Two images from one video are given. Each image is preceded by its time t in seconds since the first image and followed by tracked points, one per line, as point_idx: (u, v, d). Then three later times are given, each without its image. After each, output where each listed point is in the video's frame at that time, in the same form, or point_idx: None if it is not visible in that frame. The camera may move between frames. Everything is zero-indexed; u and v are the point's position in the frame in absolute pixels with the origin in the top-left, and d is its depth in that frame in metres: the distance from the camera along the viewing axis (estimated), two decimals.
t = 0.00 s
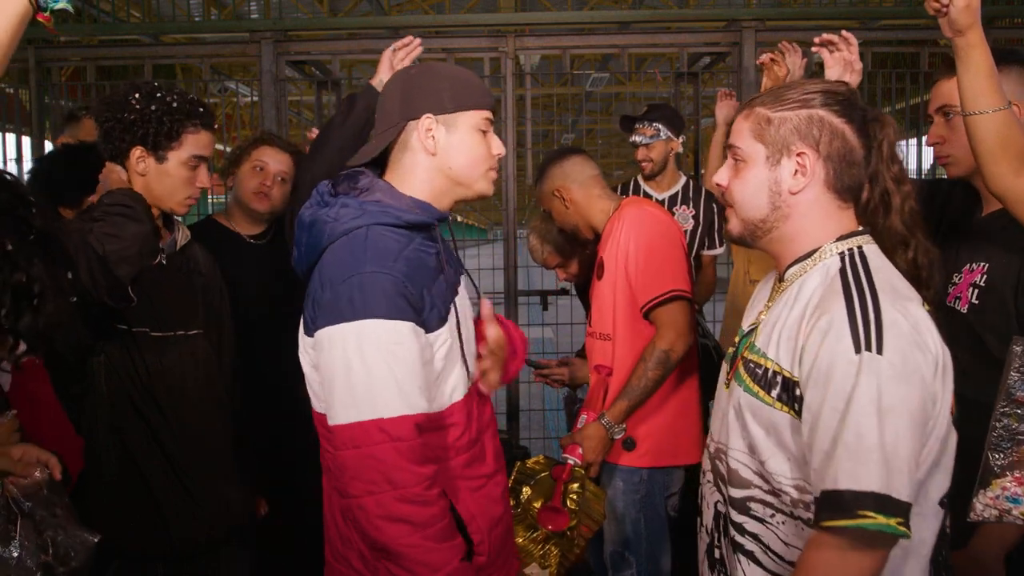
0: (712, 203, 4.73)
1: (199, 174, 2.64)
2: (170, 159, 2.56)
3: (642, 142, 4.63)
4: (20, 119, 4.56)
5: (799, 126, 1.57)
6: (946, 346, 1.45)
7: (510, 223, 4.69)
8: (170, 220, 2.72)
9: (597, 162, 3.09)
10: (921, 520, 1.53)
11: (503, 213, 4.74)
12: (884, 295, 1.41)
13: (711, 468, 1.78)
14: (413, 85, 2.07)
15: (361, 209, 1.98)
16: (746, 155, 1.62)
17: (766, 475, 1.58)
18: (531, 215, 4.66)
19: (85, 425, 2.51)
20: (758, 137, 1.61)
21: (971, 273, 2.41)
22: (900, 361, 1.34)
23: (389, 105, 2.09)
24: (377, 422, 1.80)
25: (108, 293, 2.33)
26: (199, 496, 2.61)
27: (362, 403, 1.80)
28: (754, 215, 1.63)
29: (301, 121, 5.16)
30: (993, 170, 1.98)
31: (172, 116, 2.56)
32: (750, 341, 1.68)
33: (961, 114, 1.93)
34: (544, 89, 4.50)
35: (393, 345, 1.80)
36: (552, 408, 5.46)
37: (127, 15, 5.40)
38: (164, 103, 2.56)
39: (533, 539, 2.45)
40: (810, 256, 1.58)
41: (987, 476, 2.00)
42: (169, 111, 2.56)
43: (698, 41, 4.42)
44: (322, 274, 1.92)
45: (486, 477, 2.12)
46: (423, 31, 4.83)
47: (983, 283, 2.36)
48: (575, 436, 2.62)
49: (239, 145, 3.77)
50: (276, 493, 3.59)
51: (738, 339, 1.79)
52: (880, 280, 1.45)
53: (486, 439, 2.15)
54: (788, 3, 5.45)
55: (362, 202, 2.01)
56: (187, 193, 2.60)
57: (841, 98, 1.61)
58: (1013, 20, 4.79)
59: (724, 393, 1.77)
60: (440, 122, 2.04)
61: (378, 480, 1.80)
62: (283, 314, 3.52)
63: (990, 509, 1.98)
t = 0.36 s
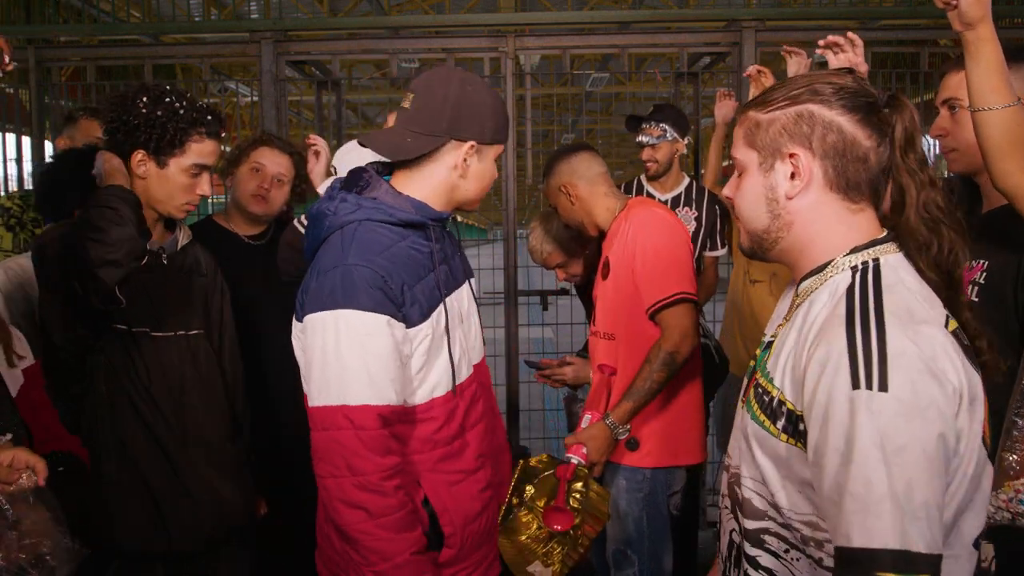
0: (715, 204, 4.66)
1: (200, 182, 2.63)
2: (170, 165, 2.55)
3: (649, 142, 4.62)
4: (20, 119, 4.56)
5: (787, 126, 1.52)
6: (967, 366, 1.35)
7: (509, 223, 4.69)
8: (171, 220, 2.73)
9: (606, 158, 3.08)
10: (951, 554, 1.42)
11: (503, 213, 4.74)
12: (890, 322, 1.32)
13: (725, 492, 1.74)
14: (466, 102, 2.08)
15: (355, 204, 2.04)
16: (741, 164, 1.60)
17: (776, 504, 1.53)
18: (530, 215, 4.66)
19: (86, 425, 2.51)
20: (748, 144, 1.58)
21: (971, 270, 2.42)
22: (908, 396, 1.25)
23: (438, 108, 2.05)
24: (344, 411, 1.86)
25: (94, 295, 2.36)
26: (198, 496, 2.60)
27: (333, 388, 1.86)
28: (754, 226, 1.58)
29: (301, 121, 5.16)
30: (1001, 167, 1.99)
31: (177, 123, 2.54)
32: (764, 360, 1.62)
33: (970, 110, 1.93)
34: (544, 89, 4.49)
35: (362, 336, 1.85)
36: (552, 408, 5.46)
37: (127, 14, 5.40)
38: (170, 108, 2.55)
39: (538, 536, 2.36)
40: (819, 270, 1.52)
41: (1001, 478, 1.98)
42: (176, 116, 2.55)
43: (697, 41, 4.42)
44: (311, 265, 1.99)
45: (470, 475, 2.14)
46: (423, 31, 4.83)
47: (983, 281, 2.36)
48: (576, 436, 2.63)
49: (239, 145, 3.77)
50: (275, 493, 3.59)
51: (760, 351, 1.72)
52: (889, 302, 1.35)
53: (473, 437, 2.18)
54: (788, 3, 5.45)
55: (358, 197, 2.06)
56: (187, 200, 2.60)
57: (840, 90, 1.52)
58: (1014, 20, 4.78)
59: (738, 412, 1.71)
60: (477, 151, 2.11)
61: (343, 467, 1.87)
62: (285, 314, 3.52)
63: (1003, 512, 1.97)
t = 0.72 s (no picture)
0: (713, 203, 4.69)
1: (205, 182, 2.62)
2: (176, 165, 2.55)
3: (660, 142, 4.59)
4: (19, 119, 4.56)
5: (757, 133, 1.55)
6: (930, 372, 1.36)
7: (509, 223, 4.69)
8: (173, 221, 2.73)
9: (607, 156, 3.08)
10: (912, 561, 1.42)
11: (503, 213, 4.75)
12: (844, 325, 1.34)
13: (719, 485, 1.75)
14: (479, 112, 2.11)
15: (379, 202, 1.98)
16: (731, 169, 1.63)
17: (747, 496, 1.57)
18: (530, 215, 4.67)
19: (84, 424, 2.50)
20: (731, 152, 1.62)
21: (971, 269, 2.41)
22: (850, 399, 1.29)
23: (455, 116, 2.07)
24: (400, 402, 1.81)
25: (96, 297, 2.33)
26: (196, 494, 2.60)
27: (389, 383, 1.82)
28: (742, 231, 1.59)
29: (301, 121, 5.16)
30: (998, 168, 1.98)
31: (182, 123, 2.54)
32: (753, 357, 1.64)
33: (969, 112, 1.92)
34: (545, 89, 4.49)
35: (415, 331, 1.83)
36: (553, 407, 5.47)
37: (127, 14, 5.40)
38: (175, 108, 2.54)
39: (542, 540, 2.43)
40: (803, 271, 1.53)
41: (1006, 482, 1.87)
42: (180, 115, 2.55)
43: (697, 41, 4.42)
44: (343, 262, 1.92)
45: (480, 468, 2.14)
46: (423, 31, 4.83)
47: (984, 280, 2.36)
48: (582, 436, 2.64)
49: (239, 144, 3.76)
50: (275, 493, 3.59)
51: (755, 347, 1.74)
52: (852, 306, 1.37)
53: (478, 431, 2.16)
54: (788, 3, 5.45)
55: (380, 195, 2.01)
56: (193, 199, 2.60)
57: (821, 91, 1.52)
58: (1013, 20, 4.78)
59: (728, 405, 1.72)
60: (485, 160, 2.15)
61: (393, 458, 1.81)
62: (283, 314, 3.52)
63: (1007, 516, 1.83)
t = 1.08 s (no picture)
0: (712, 203, 4.69)
1: (207, 181, 2.63)
2: (177, 166, 2.55)
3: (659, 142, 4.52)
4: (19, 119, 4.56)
5: (751, 136, 1.63)
6: (889, 354, 1.44)
7: (510, 223, 4.71)
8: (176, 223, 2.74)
9: (598, 157, 3.08)
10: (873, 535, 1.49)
11: (503, 213, 4.75)
12: (806, 304, 1.46)
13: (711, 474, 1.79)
14: (459, 113, 2.11)
15: (379, 202, 1.97)
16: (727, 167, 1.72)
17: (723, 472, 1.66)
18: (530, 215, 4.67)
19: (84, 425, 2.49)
20: (729, 153, 1.71)
21: (971, 270, 2.37)
22: (803, 369, 1.40)
23: (438, 117, 2.06)
24: (430, 391, 1.80)
25: (99, 288, 2.32)
26: (195, 493, 2.60)
27: (422, 372, 1.80)
28: (738, 224, 1.69)
29: (301, 121, 5.16)
30: (993, 171, 1.94)
31: (182, 124, 2.54)
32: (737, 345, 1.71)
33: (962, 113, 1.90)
34: (545, 89, 4.49)
35: (433, 320, 1.84)
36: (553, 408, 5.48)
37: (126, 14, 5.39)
38: (175, 108, 2.54)
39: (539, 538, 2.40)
40: (785, 262, 1.62)
41: (1003, 484, 1.86)
42: (180, 115, 2.54)
43: (697, 41, 4.43)
44: (350, 263, 1.89)
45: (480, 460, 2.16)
46: (423, 31, 4.83)
47: (984, 281, 2.31)
48: (578, 435, 2.64)
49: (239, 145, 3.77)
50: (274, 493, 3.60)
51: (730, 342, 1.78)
52: (816, 287, 1.48)
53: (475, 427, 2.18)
54: (788, 3, 5.44)
55: (376, 194, 2.00)
56: (195, 199, 2.60)
57: (809, 97, 1.59)
58: (1014, 20, 4.77)
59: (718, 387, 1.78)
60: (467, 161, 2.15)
61: (429, 443, 1.80)
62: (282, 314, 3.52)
63: (1005, 519, 1.84)
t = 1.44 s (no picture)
0: (712, 203, 4.69)
1: (206, 180, 2.63)
2: (177, 166, 2.55)
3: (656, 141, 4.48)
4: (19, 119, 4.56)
5: (742, 144, 1.68)
6: (862, 331, 1.53)
7: (509, 222, 4.70)
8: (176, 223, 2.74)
9: (594, 157, 3.07)
10: (835, 502, 1.59)
11: (503, 212, 4.75)
12: (791, 282, 1.53)
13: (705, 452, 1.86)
14: (441, 116, 2.10)
15: (360, 202, 1.95)
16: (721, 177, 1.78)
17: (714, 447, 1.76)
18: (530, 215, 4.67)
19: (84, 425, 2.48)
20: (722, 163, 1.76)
21: (971, 269, 2.25)
22: (786, 338, 1.47)
23: (420, 121, 2.05)
24: (401, 388, 1.79)
25: (98, 288, 2.32)
26: (195, 493, 2.60)
27: (394, 369, 1.79)
28: (734, 228, 1.75)
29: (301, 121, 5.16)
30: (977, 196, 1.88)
31: (180, 124, 2.53)
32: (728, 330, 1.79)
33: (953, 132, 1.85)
34: (544, 89, 4.49)
35: (410, 319, 1.82)
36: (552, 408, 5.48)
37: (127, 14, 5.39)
38: (172, 109, 2.53)
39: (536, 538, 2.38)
40: (773, 253, 1.68)
41: (998, 485, 1.88)
42: (179, 116, 2.54)
43: (698, 41, 4.42)
44: (330, 260, 1.88)
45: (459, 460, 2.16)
46: (423, 30, 4.83)
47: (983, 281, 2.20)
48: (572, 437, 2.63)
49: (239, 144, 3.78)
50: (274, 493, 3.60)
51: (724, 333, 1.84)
52: (803, 267, 1.56)
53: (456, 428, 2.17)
54: (789, 2, 5.44)
55: (358, 195, 1.98)
56: (195, 199, 2.61)
57: (792, 107, 1.65)
58: (1015, 20, 4.77)
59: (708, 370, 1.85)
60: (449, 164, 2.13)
61: (398, 440, 1.79)
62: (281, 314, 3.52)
63: (1001, 520, 1.87)
